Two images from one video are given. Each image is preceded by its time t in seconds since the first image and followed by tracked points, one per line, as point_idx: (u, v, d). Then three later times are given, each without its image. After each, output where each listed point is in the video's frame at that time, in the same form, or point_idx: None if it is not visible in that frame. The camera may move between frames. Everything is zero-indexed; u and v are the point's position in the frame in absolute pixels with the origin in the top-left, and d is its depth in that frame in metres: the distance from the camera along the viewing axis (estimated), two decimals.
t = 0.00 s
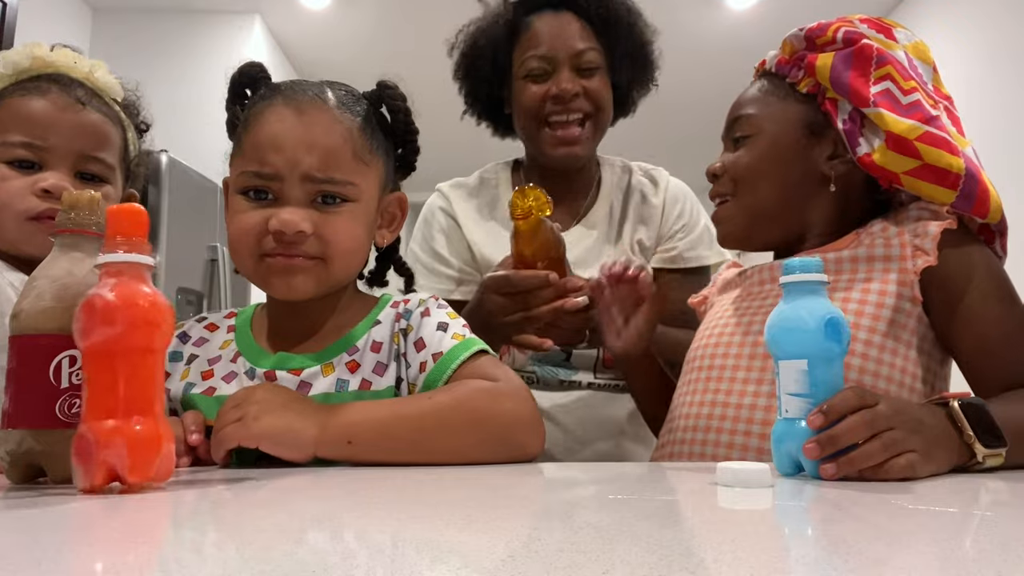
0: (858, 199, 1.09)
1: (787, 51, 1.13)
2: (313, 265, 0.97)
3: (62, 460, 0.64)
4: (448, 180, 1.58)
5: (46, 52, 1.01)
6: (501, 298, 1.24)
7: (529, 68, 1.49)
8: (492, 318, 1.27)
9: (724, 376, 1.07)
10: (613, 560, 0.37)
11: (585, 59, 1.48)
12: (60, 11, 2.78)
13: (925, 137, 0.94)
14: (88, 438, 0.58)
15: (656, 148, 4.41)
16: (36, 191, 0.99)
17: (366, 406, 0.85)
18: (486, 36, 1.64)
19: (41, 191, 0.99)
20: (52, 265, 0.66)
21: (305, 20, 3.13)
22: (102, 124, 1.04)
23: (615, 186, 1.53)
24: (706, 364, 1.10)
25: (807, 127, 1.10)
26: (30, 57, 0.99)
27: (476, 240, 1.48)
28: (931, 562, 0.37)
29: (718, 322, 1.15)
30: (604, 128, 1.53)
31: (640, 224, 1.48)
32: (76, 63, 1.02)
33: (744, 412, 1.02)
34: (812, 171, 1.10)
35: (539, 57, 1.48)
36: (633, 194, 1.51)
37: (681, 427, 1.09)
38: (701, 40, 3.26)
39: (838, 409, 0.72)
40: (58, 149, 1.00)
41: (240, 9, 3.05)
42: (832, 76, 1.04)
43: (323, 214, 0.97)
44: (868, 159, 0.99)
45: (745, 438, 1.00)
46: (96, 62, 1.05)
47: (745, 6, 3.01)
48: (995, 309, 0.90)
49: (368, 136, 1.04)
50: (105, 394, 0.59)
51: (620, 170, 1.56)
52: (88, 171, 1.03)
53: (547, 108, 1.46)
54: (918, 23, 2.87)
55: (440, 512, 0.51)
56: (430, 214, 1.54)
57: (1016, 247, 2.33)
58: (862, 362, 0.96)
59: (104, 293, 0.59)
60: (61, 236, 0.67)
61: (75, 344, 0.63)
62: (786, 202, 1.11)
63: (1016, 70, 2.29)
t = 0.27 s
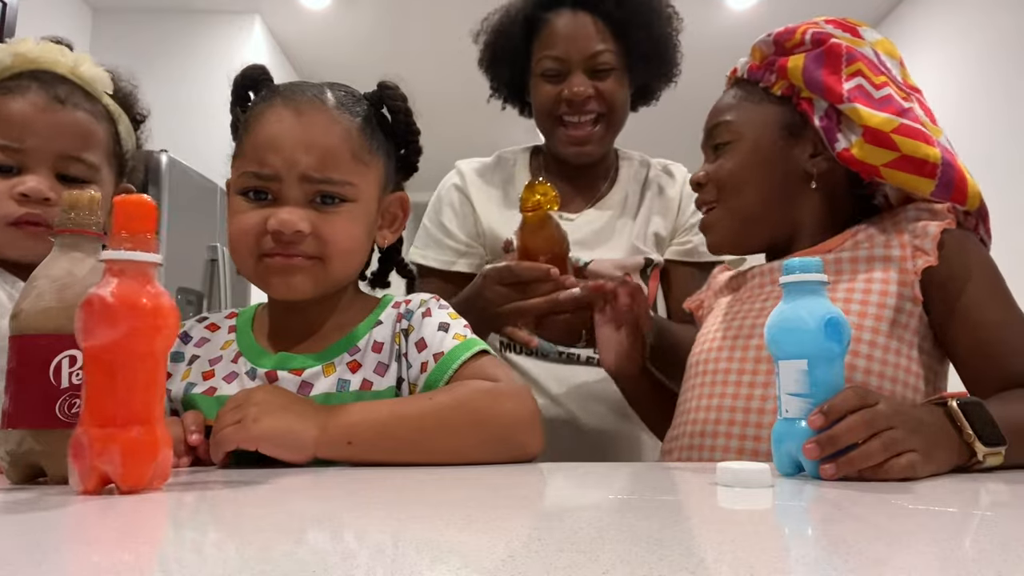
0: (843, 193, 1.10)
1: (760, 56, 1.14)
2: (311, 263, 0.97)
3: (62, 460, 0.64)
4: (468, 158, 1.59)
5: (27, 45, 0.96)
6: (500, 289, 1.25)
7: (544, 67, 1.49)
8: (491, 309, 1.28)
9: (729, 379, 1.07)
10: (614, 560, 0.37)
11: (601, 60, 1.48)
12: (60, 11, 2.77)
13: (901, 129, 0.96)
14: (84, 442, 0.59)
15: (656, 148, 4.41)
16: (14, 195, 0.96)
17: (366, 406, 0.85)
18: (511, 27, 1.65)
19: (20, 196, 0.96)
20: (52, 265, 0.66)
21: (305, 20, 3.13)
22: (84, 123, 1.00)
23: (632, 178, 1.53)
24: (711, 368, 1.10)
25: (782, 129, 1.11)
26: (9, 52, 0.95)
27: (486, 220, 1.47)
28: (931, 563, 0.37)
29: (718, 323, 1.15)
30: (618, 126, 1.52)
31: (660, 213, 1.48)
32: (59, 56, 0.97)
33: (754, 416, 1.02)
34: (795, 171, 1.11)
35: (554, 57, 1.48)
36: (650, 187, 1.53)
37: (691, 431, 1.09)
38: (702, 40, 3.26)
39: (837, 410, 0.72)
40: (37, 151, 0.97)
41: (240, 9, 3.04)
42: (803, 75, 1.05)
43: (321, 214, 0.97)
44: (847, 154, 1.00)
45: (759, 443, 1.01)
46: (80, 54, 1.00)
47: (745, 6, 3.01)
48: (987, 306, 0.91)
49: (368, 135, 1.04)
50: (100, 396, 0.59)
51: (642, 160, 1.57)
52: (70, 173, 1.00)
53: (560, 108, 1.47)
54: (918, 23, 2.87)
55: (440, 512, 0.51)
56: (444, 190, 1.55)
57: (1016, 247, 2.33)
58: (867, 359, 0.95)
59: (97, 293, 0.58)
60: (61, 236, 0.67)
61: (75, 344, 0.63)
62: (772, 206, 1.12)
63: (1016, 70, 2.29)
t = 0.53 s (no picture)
0: (824, 188, 1.13)
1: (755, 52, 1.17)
2: (302, 264, 0.97)
3: (63, 460, 0.64)
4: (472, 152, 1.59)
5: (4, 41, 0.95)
6: (503, 271, 1.22)
7: (555, 58, 1.49)
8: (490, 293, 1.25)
9: (717, 384, 1.07)
10: (614, 560, 0.37)
11: (612, 52, 1.47)
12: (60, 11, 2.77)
13: (875, 126, 0.97)
14: (84, 441, 0.58)
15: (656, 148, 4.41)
16: None
17: (366, 406, 0.85)
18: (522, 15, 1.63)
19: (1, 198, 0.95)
20: (52, 265, 0.66)
21: (305, 20, 3.13)
22: (65, 119, 0.99)
23: (640, 172, 1.54)
24: (699, 373, 1.10)
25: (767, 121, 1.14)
26: None
27: (491, 210, 1.47)
28: (931, 563, 0.37)
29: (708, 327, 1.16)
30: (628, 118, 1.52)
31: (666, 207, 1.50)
32: (38, 49, 0.94)
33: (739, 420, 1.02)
34: (775, 164, 1.14)
35: (565, 48, 1.48)
36: (658, 180, 1.53)
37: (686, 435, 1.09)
38: (702, 40, 3.26)
39: (841, 408, 0.72)
40: (17, 152, 0.96)
41: (240, 8, 3.04)
42: (787, 70, 1.07)
43: (310, 214, 0.96)
44: (822, 147, 1.02)
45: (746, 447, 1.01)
46: (62, 48, 0.97)
47: (745, 6, 3.01)
48: (966, 307, 0.91)
49: (363, 136, 1.04)
50: (100, 396, 0.59)
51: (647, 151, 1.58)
52: (52, 173, 0.99)
53: (569, 101, 1.47)
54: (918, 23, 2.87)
55: (440, 512, 0.50)
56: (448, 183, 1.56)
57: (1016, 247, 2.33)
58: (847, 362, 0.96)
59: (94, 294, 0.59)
60: (60, 236, 0.67)
61: (75, 344, 0.63)
62: (749, 193, 1.15)
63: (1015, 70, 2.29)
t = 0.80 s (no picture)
0: (804, 190, 1.15)
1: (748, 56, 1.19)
2: (302, 262, 0.96)
3: (63, 460, 0.64)
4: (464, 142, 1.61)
5: None
6: (485, 245, 1.23)
7: (556, 46, 1.48)
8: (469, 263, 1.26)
9: (705, 388, 1.07)
10: (614, 559, 0.37)
11: (614, 45, 1.47)
12: (60, 11, 2.77)
13: (857, 128, 0.98)
14: (83, 441, 0.58)
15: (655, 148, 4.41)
16: None
17: (367, 406, 0.85)
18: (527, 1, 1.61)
19: None
20: (52, 265, 0.66)
21: (305, 20, 3.13)
22: (62, 125, 0.99)
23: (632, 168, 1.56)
24: (687, 378, 1.10)
25: (751, 121, 1.18)
26: None
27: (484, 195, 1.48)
28: (931, 563, 0.37)
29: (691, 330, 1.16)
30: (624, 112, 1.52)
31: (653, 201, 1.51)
32: (37, 51, 0.96)
33: (730, 423, 1.03)
34: (754, 160, 1.18)
35: (567, 38, 1.47)
36: (648, 174, 1.55)
37: (677, 440, 1.09)
38: (702, 40, 3.26)
39: (841, 409, 0.72)
40: (13, 159, 0.96)
41: (240, 8, 3.04)
42: (776, 70, 1.08)
43: (312, 213, 0.96)
44: (804, 145, 1.02)
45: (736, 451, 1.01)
46: (61, 50, 0.98)
47: (745, 6, 3.01)
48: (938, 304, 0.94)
49: (367, 138, 1.04)
50: (100, 396, 0.59)
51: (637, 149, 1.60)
52: (47, 181, 0.99)
53: (569, 91, 1.46)
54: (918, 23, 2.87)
55: (440, 512, 0.50)
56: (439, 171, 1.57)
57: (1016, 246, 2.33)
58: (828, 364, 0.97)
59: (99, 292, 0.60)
60: (61, 236, 0.67)
61: (76, 345, 0.63)
62: (728, 187, 1.19)
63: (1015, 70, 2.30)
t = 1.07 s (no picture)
0: (781, 191, 1.16)
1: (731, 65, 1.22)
2: (302, 262, 0.96)
3: (63, 460, 0.64)
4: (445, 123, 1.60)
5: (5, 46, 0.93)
6: (506, 251, 1.26)
7: (546, 44, 1.48)
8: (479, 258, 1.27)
9: (693, 389, 1.07)
10: (614, 559, 0.37)
11: (603, 48, 1.48)
12: (60, 11, 2.77)
13: (834, 126, 1.01)
14: (82, 442, 0.58)
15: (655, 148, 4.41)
16: None
17: (367, 407, 0.85)
18: None
19: None
20: (52, 265, 0.66)
21: (305, 20, 3.13)
22: (65, 133, 0.99)
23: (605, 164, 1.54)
24: (675, 379, 1.10)
25: (731, 125, 1.19)
26: None
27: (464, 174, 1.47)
28: (933, 563, 0.37)
29: (676, 330, 1.17)
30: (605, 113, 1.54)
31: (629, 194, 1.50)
32: (40, 57, 0.95)
33: (720, 421, 1.03)
34: (731, 162, 1.18)
35: (557, 36, 1.47)
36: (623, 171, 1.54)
37: (671, 441, 1.09)
38: (702, 40, 3.26)
39: (840, 408, 0.72)
40: (14, 167, 0.96)
41: (240, 8, 3.04)
42: (755, 75, 1.11)
43: (313, 211, 0.96)
44: (782, 142, 1.05)
45: (727, 448, 1.01)
46: (63, 54, 0.97)
47: (745, 6, 3.01)
48: (909, 300, 0.95)
49: (369, 138, 1.04)
50: (101, 397, 0.59)
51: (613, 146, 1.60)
52: (49, 189, 0.99)
53: (556, 89, 1.46)
54: (918, 23, 2.87)
55: (440, 512, 0.50)
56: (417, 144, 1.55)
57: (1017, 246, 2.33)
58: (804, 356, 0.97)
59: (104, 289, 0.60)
60: (60, 236, 0.67)
61: (76, 345, 0.63)
62: (711, 191, 1.19)
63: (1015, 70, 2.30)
